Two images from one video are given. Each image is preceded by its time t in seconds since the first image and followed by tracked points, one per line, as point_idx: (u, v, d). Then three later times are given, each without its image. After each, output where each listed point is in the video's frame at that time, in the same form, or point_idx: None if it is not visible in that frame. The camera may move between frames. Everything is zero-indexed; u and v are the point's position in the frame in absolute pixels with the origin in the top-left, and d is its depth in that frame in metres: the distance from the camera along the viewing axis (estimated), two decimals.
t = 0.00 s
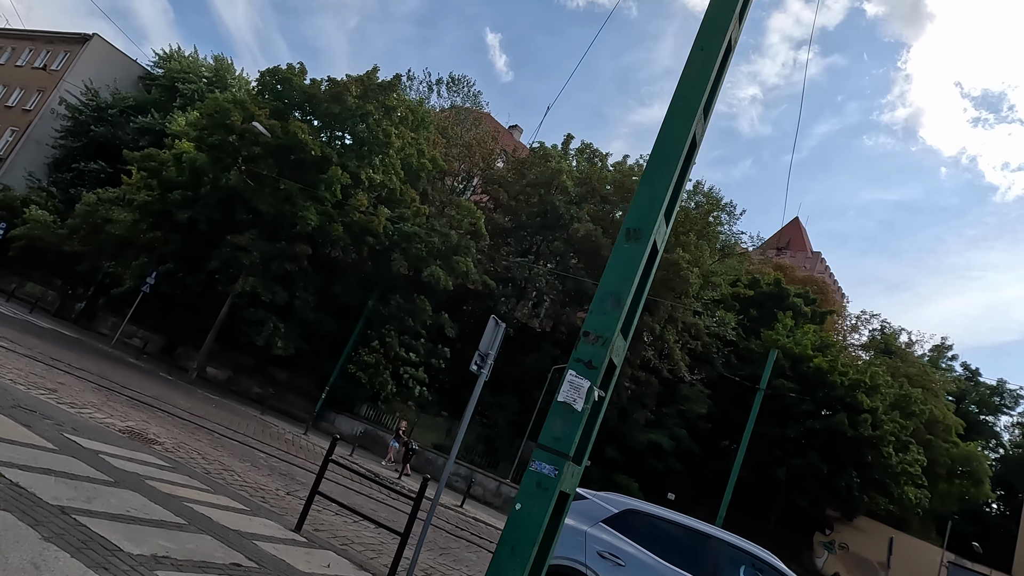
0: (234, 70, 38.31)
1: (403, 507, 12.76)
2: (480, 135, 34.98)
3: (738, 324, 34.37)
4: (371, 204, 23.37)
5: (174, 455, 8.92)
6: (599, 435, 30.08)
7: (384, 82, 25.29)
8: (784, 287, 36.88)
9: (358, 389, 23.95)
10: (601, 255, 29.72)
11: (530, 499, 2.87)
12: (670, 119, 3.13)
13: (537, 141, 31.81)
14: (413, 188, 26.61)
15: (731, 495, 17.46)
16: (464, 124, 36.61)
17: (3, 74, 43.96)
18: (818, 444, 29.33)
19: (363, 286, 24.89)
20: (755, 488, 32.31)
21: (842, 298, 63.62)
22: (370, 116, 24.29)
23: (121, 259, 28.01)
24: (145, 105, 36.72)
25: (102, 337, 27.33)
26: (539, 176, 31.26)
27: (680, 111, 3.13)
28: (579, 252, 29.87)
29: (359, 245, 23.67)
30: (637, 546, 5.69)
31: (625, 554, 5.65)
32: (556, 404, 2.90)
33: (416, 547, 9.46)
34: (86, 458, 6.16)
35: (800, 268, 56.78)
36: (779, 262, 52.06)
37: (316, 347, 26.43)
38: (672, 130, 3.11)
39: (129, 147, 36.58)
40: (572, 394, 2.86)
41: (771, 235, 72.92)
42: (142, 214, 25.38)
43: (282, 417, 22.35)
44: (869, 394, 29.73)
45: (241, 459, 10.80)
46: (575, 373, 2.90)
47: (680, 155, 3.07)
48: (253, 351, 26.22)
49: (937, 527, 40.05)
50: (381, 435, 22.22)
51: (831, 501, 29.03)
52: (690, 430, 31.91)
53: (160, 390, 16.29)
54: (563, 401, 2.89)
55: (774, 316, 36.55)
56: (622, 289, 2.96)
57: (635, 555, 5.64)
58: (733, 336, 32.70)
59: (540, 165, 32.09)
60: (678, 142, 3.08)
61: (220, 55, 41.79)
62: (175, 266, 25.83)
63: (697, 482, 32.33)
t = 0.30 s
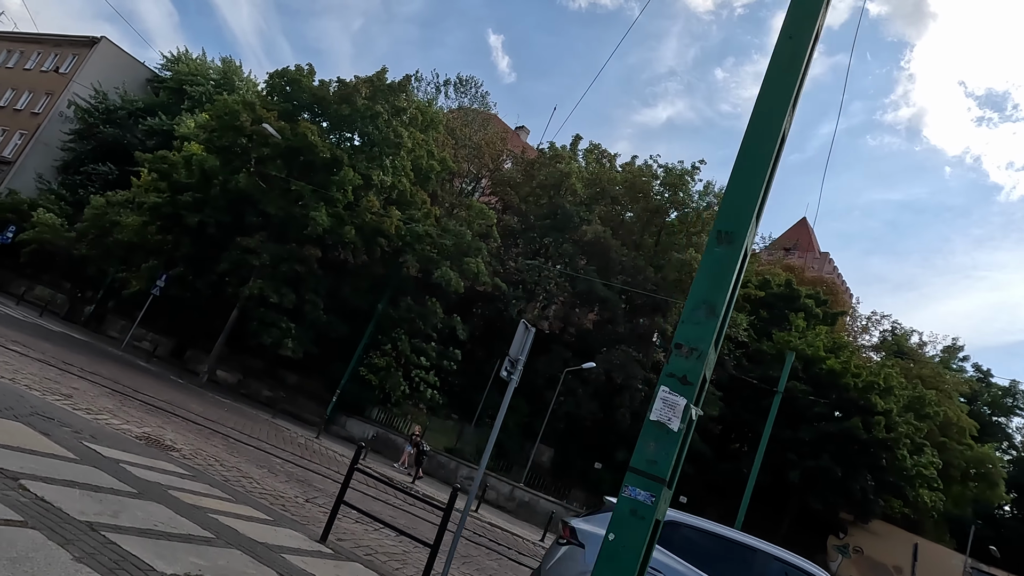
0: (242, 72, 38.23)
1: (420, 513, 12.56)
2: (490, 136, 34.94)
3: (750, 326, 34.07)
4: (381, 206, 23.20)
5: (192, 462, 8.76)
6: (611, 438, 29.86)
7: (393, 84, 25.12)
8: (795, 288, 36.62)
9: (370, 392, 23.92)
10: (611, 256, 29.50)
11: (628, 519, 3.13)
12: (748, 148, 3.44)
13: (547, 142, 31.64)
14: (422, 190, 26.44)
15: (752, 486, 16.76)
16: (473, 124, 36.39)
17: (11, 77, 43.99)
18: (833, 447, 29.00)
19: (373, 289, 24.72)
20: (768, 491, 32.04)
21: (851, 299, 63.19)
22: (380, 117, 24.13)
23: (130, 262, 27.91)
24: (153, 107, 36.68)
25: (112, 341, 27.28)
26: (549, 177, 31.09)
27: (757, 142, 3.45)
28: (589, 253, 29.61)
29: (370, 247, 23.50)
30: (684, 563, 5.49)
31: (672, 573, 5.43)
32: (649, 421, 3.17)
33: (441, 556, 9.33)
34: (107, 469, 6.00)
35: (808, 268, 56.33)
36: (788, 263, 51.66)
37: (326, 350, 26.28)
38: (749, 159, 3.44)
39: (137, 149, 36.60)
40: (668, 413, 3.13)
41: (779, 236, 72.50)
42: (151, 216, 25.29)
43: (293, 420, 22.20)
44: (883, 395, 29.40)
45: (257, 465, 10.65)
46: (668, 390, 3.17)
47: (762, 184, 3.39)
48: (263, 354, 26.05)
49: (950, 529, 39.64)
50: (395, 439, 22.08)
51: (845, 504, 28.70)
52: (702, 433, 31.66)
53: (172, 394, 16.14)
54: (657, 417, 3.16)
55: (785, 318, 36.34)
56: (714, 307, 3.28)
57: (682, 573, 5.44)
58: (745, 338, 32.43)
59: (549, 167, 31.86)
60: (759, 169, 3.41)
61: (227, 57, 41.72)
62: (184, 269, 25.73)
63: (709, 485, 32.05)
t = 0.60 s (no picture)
0: (246, 74, 38.11)
1: (435, 521, 12.39)
2: (495, 137, 34.66)
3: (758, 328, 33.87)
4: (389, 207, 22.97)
5: (207, 472, 8.62)
6: (619, 441, 29.66)
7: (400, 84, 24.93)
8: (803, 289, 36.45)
9: (378, 395, 23.80)
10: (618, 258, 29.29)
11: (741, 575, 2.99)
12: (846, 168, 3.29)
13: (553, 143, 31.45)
14: (430, 191, 26.26)
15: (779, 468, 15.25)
16: (478, 125, 36.18)
17: (15, 79, 43.92)
18: (843, 450, 28.76)
19: (381, 291, 24.52)
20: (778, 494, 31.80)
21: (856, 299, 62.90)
22: (387, 118, 23.97)
23: (136, 265, 27.76)
24: (158, 109, 36.71)
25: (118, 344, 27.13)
26: (556, 178, 30.92)
27: (854, 161, 3.30)
28: (596, 255, 29.37)
29: (378, 249, 23.22)
30: None
31: None
32: (759, 461, 3.05)
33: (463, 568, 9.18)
34: (128, 485, 5.85)
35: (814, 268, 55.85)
36: (794, 263, 51.22)
37: (334, 354, 26.12)
38: (848, 180, 3.28)
39: (141, 151, 36.54)
40: (781, 453, 3.02)
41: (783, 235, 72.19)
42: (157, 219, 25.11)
43: (302, 424, 22.02)
44: (893, 397, 29.17)
45: (271, 474, 10.50)
46: (779, 427, 3.06)
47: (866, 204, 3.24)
48: (270, 357, 25.82)
49: (959, 531, 39.41)
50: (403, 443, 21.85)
51: (856, 507, 28.51)
52: (711, 435, 31.46)
53: (181, 400, 15.98)
54: (769, 457, 3.05)
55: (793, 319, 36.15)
56: (825, 333, 3.15)
57: None
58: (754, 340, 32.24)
59: (556, 168, 31.65)
60: (859, 191, 3.27)
61: (232, 59, 41.58)
62: (190, 272, 25.55)
63: (718, 488, 31.81)
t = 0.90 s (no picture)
0: (251, 75, 37.98)
1: (448, 527, 12.21)
2: (502, 137, 34.50)
3: (766, 329, 33.64)
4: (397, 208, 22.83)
5: (219, 479, 8.46)
6: (627, 443, 29.51)
7: (407, 85, 24.77)
8: (811, 291, 36.25)
9: (386, 398, 23.66)
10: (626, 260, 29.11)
11: None
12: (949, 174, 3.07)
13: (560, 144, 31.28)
14: (437, 193, 26.13)
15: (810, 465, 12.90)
16: (485, 126, 36.02)
17: (20, 80, 43.86)
18: (853, 453, 28.54)
19: (388, 293, 24.34)
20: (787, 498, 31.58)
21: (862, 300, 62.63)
22: (395, 119, 23.82)
23: (141, 267, 27.60)
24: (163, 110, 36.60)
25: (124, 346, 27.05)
26: (563, 180, 30.73)
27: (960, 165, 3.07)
28: (604, 256, 29.18)
29: (385, 250, 23.00)
30: None
31: None
32: (872, 494, 2.85)
33: None
34: (143, 497, 5.70)
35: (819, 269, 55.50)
36: (800, 264, 50.81)
37: (341, 356, 25.98)
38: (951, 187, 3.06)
39: (146, 152, 36.44)
40: (896, 487, 2.82)
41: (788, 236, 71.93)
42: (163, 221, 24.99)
43: (309, 428, 21.84)
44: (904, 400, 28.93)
45: (283, 480, 10.34)
46: (893, 457, 2.87)
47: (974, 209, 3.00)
48: (276, 359, 25.73)
49: (968, 534, 39.19)
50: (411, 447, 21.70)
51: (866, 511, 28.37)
52: (719, 438, 31.28)
53: (189, 403, 15.84)
54: (882, 490, 2.85)
55: (801, 320, 35.97)
56: (940, 352, 2.94)
57: None
58: (762, 342, 32.03)
59: (563, 169, 31.44)
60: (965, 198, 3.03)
61: (236, 60, 41.46)
62: (196, 274, 25.38)
63: (726, 491, 31.58)
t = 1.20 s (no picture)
0: (256, 76, 37.81)
1: (463, 533, 11.90)
2: (508, 138, 34.28)
3: (776, 331, 33.33)
4: (407, 208, 22.62)
5: (233, 487, 8.20)
6: (637, 446, 29.23)
7: (414, 84, 24.56)
8: (820, 292, 36.11)
9: (394, 401, 23.40)
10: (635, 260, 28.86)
11: None
12: None
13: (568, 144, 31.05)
14: (445, 193, 25.89)
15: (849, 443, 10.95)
16: (491, 126, 35.78)
17: (25, 82, 43.75)
18: (866, 456, 28.21)
19: (396, 294, 24.08)
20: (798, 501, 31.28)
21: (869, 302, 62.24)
22: (403, 119, 23.61)
23: (147, 268, 27.41)
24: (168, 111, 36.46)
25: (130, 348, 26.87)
26: (571, 180, 30.49)
27: None
28: (613, 257, 28.91)
29: (394, 251, 22.76)
30: None
31: None
32: None
33: None
34: (160, 508, 5.45)
35: (826, 269, 54.91)
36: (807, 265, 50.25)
37: (349, 359, 25.74)
38: None
39: (151, 154, 36.29)
40: None
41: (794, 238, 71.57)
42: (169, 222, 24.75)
43: (317, 431, 21.60)
44: (916, 402, 28.58)
45: (296, 486, 10.06)
46: None
47: None
48: (285, 362, 25.78)
49: (980, 538, 38.78)
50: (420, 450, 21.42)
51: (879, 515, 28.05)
52: (729, 441, 30.99)
53: (197, 407, 15.61)
54: None
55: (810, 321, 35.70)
56: None
57: None
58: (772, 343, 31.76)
59: (571, 170, 31.19)
60: None
61: (241, 61, 41.30)
62: (201, 275, 24.91)
63: (735, 494, 31.30)
